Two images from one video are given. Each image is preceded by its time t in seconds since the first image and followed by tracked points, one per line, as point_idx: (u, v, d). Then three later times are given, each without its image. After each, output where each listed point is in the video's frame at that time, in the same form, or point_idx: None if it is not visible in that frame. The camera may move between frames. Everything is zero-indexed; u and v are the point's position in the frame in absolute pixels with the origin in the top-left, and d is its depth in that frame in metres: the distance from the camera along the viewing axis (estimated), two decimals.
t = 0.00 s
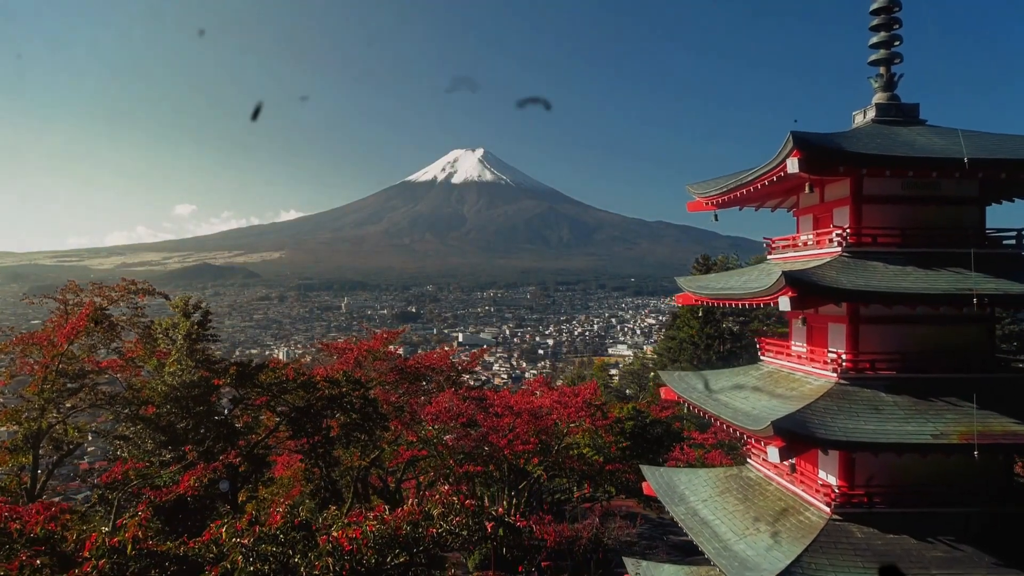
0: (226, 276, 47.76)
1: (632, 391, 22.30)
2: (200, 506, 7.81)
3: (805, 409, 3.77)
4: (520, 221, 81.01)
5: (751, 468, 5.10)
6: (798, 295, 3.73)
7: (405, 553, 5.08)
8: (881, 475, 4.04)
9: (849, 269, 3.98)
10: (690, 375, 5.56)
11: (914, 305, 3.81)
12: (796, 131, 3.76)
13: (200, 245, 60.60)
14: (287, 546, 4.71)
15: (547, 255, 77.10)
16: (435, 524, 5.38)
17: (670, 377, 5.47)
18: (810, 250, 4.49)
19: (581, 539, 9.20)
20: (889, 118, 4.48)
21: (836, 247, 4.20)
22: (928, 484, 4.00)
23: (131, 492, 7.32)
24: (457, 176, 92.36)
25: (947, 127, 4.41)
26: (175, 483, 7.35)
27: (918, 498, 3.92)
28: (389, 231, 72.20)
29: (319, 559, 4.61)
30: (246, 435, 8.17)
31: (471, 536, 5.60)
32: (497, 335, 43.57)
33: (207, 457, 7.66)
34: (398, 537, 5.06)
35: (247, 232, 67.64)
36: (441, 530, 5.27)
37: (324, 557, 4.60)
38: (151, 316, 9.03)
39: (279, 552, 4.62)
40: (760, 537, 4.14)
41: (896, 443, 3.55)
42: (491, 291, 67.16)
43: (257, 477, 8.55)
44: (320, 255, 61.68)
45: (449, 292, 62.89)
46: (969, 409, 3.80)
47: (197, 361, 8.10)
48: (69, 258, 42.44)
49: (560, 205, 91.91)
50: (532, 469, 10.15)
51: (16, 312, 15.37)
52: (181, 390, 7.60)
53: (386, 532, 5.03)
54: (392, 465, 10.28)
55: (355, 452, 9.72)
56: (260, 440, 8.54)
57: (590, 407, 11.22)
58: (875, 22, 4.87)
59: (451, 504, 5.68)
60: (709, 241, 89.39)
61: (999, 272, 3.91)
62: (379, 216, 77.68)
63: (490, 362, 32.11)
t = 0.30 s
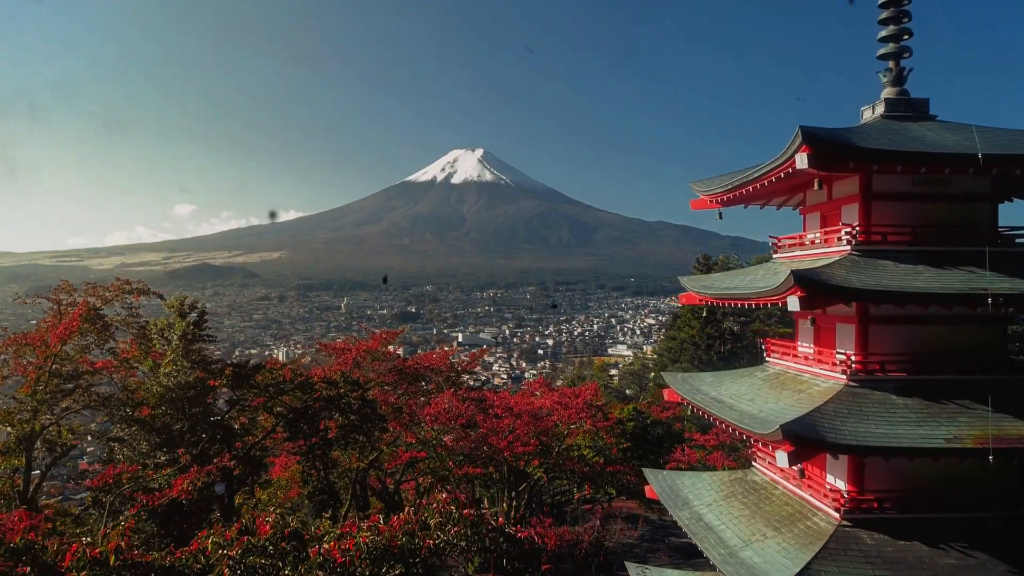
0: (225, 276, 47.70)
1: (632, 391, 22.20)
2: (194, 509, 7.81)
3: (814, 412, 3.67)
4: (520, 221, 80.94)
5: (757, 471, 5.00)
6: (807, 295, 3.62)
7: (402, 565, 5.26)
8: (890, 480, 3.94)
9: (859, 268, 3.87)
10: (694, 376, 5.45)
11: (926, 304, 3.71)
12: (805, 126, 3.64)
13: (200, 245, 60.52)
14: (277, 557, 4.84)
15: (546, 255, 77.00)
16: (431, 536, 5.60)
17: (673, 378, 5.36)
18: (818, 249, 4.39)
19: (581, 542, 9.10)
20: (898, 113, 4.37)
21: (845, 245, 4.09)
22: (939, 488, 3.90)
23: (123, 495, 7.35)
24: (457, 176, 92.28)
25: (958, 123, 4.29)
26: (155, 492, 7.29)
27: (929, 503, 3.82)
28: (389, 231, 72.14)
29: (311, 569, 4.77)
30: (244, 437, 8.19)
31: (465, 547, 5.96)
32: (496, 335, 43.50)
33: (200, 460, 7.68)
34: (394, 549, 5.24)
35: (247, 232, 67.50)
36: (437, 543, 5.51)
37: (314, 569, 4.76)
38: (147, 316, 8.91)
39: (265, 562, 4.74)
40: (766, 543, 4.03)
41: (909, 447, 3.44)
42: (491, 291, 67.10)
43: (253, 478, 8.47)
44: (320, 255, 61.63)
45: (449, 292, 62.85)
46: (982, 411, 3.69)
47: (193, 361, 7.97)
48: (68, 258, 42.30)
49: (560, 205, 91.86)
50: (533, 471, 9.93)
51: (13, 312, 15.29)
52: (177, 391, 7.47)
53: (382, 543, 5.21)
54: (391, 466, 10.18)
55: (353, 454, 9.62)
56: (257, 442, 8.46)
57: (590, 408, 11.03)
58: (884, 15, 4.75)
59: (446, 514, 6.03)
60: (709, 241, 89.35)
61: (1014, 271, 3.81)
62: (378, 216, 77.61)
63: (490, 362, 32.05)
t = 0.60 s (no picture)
0: (225, 276, 47.59)
1: (632, 391, 22.09)
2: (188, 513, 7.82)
3: (825, 416, 3.55)
4: (520, 221, 80.82)
5: (763, 475, 4.88)
6: (818, 295, 3.50)
7: None
8: (900, 485, 3.84)
9: (871, 267, 3.76)
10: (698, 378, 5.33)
11: (941, 305, 3.59)
12: (816, 120, 3.53)
13: (199, 245, 60.38)
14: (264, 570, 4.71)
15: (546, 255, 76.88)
16: (427, 550, 5.49)
17: (677, 379, 5.25)
18: (828, 247, 4.28)
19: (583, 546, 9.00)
20: (910, 108, 4.26)
21: (856, 243, 3.97)
22: (951, 494, 3.80)
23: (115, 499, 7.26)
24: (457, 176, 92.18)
25: (971, 117, 4.18)
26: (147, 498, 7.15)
27: (942, 509, 3.71)
28: (389, 231, 72.05)
29: None
30: (240, 439, 8.14)
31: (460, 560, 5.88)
32: (496, 335, 43.40)
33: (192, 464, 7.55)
34: (388, 561, 5.15)
35: (247, 232, 67.36)
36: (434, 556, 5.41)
37: None
38: (141, 317, 8.80)
39: None
40: (774, 551, 3.91)
41: (924, 452, 3.32)
42: (491, 291, 67.04)
43: (249, 480, 8.36)
44: (319, 255, 61.53)
45: (448, 292, 62.79)
46: (998, 415, 3.59)
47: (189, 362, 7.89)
48: (66, 258, 42.14)
49: (560, 205, 91.80)
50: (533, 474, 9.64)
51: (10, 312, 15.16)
52: (171, 393, 7.36)
53: (376, 556, 5.13)
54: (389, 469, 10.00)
55: (352, 455, 9.53)
56: (253, 444, 8.35)
57: (592, 410, 10.55)
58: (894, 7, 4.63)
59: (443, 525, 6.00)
60: (708, 241, 89.32)
61: None
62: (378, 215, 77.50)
63: (489, 362, 31.97)
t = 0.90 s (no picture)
0: (224, 276, 47.46)
1: (632, 391, 22.00)
2: (184, 516, 7.73)
3: (836, 420, 3.43)
4: (520, 221, 80.70)
5: (770, 480, 4.77)
6: (830, 295, 3.38)
7: None
8: (913, 491, 3.73)
9: (883, 266, 3.64)
10: (703, 379, 5.20)
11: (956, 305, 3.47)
12: (826, 114, 3.41)
13: (198, 245, 60.24)
14: None
15: (546, 255, 76.76)
16: (424, 565, 4.88)
17: (681, 381, 5.12)
18: (837, 245, 4.16)
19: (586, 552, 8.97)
20: (921, 102, 4.14)
21: (867, 242, 3.85)
22: (965, 501, 3.68)
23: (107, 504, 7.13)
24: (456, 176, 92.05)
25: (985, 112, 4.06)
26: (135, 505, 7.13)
27: (956, 517, 3.59)
28: (389, 231, 71.91)
29: None
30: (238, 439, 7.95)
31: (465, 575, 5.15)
32: (496, 335, 43.30)
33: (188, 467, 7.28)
34: None
35: (246, 232, 67.21)
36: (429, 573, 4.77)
37: None
38: (135, 317, 8.66)
39: None
40: (783, 559, 3.79)
41: (940, 458, 3.20)
42: (491, 291, 66.94)
43: (245, 483, 8.24)
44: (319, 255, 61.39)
45: (448, 292, 62.68)
46: (1015, 419, 3.46)
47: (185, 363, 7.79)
48: (65, 258, 41.98)
49: (560, 205, 91.68)
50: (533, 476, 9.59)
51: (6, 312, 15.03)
52: (166, 394, 7.24)
53: (369, 575, 4.64)
54: (388, 471, 9.82)
55: (350, 457, 9.41)
56: (250, 445, 8.23)
57: (592, 411, 10.50)
58: None
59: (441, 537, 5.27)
60: (708, 241, 89.23)
61: None
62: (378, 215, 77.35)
63: (489, 362, 31.86)
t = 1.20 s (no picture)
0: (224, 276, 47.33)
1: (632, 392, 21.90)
2: (181, 520, 7.57)
3: (850, 425, 3.30)
4: (520, 221, 80.57)
5: (778, 485, 4.64)
6: (844, 295, 3.25)
7: None
8: (927, 499, 3.60)
9: (897, 265, 3.50)
10: (708, 381, 5.07)
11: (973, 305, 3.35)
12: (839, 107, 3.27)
13: (198, 244, 60.07)
14: None
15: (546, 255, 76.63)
16: None
17: (686, 383, 4.99)
18: (848, 244, 4.03)
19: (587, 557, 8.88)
20: (935, 96, 4.01)
21: (880, 240, 3.72)
22: (980, 509, 3.55)
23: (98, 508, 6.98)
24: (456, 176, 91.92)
25: (1000, 106, 3.93)
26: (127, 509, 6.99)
27: (973, 525, 3.46)
28: (388, 230, 71.78)
29: None
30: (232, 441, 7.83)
31: None
32: (496, 335, 43.19)
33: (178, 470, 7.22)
34: None
35: (246, 231, 67.08)
36: None
37: None
38: (130, 317, 8.52)
39: None
40: (794, 568, 3.66)
41: (958, 465, 3.07)
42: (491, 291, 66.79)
43: (242, 485, 8.11)
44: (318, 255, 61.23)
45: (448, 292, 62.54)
46: None
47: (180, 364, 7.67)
48: (65, 258, 41.85)
49: (560, 205, 91.55)
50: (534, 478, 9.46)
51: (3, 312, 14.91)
52: (160, 396, 7.14)
53: None
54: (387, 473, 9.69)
55: (348, 459, 9.27)
56: (246, 447, 8.10)
57: (594, 413, 10.34)
58: None
59: (436, 552, 4.77)
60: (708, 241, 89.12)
61: None
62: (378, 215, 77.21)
63: (489, 362, 31.74)
